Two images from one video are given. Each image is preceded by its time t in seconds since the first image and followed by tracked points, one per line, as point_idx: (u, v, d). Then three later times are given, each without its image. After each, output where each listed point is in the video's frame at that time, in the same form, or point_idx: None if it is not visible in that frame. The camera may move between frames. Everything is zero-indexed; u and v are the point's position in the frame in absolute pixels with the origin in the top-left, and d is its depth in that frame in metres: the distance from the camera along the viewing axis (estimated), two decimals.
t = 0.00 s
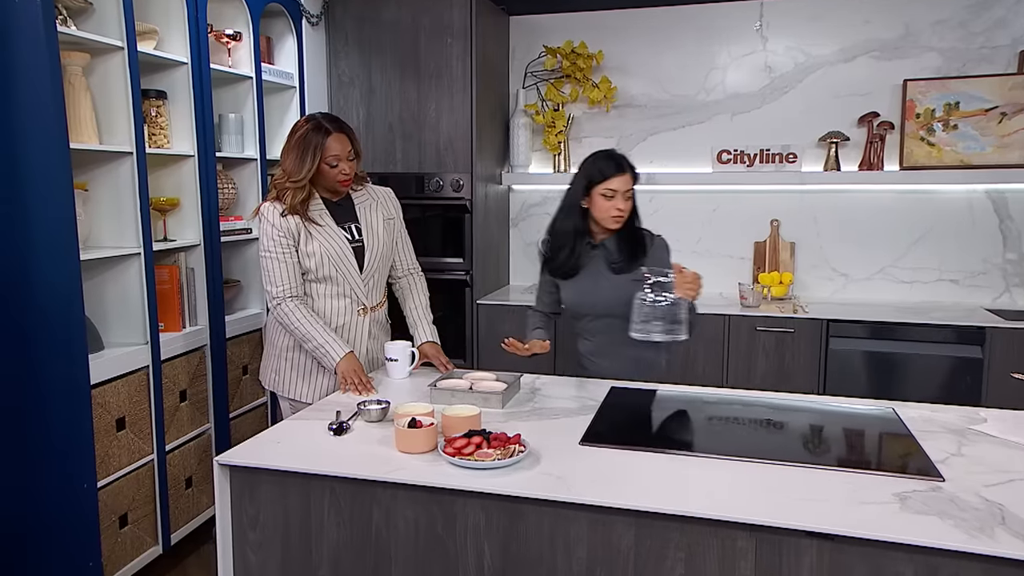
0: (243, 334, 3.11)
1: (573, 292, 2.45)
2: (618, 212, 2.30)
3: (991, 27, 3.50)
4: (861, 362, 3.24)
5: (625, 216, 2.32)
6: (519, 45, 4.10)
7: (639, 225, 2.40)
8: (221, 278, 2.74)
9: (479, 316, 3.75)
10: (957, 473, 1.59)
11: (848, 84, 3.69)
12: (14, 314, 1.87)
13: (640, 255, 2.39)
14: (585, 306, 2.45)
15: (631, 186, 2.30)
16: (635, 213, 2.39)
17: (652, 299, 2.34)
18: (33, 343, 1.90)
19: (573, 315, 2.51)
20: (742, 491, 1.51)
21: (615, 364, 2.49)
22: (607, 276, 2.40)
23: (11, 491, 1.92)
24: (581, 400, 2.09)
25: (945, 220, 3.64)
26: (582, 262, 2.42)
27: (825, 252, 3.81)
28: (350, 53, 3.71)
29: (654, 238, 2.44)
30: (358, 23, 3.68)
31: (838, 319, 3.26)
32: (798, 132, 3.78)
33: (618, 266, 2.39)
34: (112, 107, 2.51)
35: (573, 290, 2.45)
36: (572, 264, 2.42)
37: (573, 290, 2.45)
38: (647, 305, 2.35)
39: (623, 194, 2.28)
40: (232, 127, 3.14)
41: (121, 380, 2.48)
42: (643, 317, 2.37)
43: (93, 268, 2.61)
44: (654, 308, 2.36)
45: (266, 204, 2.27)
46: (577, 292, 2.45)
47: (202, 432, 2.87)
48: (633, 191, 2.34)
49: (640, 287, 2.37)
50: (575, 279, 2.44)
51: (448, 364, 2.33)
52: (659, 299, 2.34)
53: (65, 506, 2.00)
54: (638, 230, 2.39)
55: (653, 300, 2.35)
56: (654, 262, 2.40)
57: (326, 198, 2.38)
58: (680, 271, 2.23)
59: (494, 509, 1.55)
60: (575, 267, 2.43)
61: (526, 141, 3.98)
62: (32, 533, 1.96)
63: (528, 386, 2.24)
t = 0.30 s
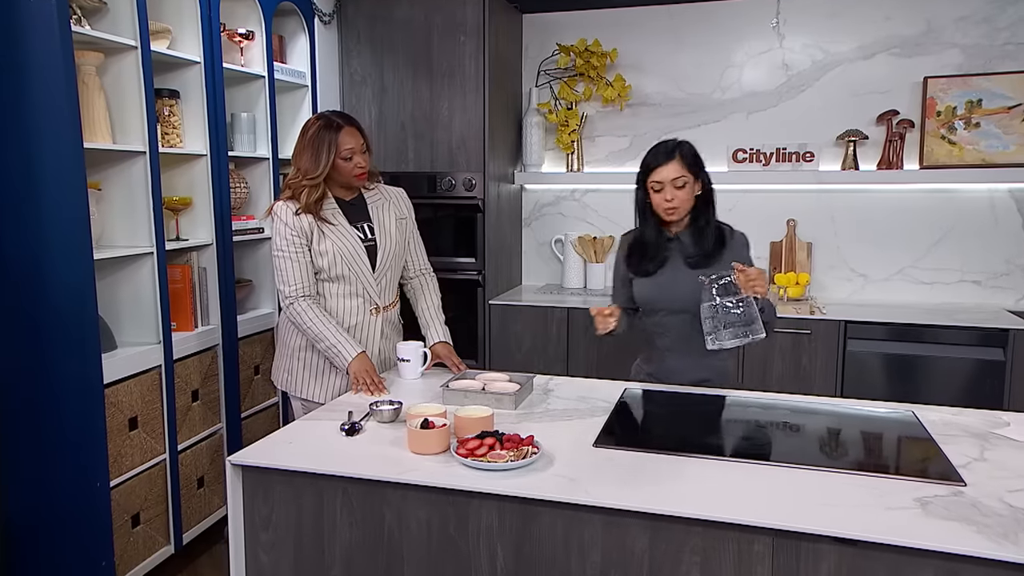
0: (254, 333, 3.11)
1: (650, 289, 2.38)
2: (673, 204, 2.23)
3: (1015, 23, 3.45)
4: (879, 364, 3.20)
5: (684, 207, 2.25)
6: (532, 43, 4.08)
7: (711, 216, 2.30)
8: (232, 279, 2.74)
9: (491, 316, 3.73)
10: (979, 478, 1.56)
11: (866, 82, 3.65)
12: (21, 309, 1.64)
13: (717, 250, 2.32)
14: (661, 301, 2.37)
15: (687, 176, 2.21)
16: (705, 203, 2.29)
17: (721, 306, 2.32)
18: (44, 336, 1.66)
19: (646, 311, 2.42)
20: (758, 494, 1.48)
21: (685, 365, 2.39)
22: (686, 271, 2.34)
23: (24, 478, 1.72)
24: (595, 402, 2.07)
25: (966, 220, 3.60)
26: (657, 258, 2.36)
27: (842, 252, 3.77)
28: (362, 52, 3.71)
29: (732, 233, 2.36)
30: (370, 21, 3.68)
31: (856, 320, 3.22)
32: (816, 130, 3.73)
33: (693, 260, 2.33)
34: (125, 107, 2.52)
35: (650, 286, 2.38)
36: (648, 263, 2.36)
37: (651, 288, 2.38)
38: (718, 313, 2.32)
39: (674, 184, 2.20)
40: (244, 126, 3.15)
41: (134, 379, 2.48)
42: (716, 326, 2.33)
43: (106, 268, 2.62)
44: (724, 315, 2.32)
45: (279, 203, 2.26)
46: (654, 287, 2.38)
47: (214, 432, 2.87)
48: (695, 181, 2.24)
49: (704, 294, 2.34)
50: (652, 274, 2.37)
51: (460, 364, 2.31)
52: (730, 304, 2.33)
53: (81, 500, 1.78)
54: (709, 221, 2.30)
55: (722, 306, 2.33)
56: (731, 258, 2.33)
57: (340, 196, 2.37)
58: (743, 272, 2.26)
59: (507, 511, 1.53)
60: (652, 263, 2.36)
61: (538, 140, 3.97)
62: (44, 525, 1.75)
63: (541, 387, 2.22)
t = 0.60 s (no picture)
0: (259, 333, 3.12)
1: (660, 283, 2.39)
2: (682, 200, 2.24)
3: (1021, 22, 3.44)
4: (885, 365, 3.19)
5: (695, 206, 2.24)
6: (537, 43, 4.08)
7: (731, 216, 2.27)
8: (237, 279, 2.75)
9: (495, 316, 3.73)
10: (985, 478, 1.55)
11: (871, 81, 3.64)
12: (24, 309, 1.19)
13: (732, 251, 2.28)
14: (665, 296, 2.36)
15: (699, 174, 2.21)
16: (725, 203, 2.27)
17: (688, 299, 1.98)
18: (49, 335, 1.20)
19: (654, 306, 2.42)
20: (762, 494, 1.48)
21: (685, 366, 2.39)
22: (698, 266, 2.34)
23: (30, 479, 1.24)
24: (599, 402, 2.07)
25: (971, 220, 3.59)
26: (674, 252, 2.38)
27: (847, 253, 3.76)
28: (366, 52, 3.71)
29: (756, 237, 2.30)
30: (374, 21, 3.68)
31: (861, 321, 3.22)
32: (821, 130, 3.72)
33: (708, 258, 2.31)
34: (130, 107, 2.52)
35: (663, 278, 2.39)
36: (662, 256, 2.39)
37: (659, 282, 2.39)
38: (683, 308, 1.99)
39: (684, 180, 2.21)
40: (249, 126, 3.16)
41: (139, 379, 2.49)
42: (678, 316, 2.00)
43: (111, 268, 2.63)
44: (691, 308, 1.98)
45: (285, 203, 2.26)
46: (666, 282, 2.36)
47: (219, 431, 2.88)
48: (710, 179, 2.23)
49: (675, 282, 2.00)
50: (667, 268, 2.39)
51: (464, 364, 2.32)
52: (699, 299, 1.97)
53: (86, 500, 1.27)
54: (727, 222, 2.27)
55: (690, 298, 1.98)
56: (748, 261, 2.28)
57: (346, 196, 2.38)
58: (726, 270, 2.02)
59: (512, 510, 1.53)
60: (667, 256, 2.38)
61: (543, 140, 3.97)
62: (52, 528, 1.28)
63: (545, 387, 2.22)
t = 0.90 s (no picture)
0: (259, 333, 3.12)
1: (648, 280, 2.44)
2: (663, 199, 2.30)
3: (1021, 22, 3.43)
4: (885, 365, 3.19)
5: (674, 206, 2.28)
6: (537, 43, 4.08)
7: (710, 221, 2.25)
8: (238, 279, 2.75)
9: (496, 316, 3.73)
10: (985, 479, 1.55)
11: (871, 81, 3.64)
12: (24, 309, 1.18)
13: (709, 255, 2.26)
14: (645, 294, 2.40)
15: (681, 176, 2.24)
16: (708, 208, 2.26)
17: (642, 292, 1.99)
18: (50, 335, 1.20)
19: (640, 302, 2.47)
20: (763, 494, 1.48)
21: (679, 360, 2.39)
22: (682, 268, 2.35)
23: (30, 479, 1.23)
24: (599, 402, 2.07)
25: (971, 220, 3.59)
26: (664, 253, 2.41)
27: (847, 253, 3.76)
28: (367, 52, 3.71)
29: (738, 245, 2.25)
30: (375, 21, 3.68)
31: (861, 321, 3.22)
32: (821, 130, 3.72)
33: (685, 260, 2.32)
34: (131, 107, 2.52)
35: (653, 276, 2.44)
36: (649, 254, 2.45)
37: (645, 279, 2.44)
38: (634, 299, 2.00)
39: (666, 180, 2.26)
40: (249, 126, 3.16)
41: (139, 379, 2.49)
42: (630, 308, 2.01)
43: (112, 267, 2.63)
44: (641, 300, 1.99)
45: (285, 203, 2.26)
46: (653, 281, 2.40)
47: (219, 431, 2.88)
48: (694, 182, 2.25)
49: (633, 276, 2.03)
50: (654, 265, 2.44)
51: (465, 364, 2.32)
52: (651, 292, 1.98)
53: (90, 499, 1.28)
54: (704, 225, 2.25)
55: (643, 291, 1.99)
56: (725, 265, 2.25)
57: (347, 196, 2.38)
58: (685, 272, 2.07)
59: (512, 510, 1.53)
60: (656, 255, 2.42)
61: (543, 140, 3.97)
62: (52, 528, 1.27)
63: (545, 386, 2.22)
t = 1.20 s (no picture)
0: (259, 333, 3.12)
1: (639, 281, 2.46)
2: (651, 203, 2.29)
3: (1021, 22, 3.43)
4: (886, 365, 3.19)
5: (661, 209, 2.28)
6: (537, 43, 4.08)
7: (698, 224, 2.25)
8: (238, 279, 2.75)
9: (496, 316, 3.73)
10: (985, 479, 1.55)
11: (871, 81, 3.64)
12: (23, 310, 1.06)
13: (698, 258, 2.27)
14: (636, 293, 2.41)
15: (668, 179, 2.23)
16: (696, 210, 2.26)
17: (625, 294, 1.99)
18: (49, 335, 1.08)
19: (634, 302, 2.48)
20: (763, 494, 1.48)
21: (676, 360, 2.40)
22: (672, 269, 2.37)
23: (30, 479, 1.12)
24: (599, 402, 2.07)
25: (971, 219, 3.59)
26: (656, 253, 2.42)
27: (847, 253, 3.76)
28: (367, 52, 3.71)
29: (726, 246, 2.25)
30: (375, 21, 3.68)
31: (862, 320, 3.22)
32: (822, 130, 3.72)
33: (675, 261, 2.34)
34: (131, 107, 2.52)
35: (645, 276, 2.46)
36: (641, 253, 2.47)
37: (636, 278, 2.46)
38: (619, 301, 1.99)
39: (654, 184, 2.25)
40: (249, 126, 3.16)
41: (139, 379, 2.49)
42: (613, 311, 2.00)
43: (112, 267, 2.63)
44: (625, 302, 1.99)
45: (285, 203, 2.26)
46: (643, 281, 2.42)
47: (219, 431, 2.88)
48: (681, 185, 2.24)
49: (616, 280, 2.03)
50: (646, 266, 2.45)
51: (464, 364, 2.32)
52: (637, 294, 1.98)
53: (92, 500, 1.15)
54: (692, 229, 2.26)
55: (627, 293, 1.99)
56: (714, 267, 2.25)
57: (347, 196, 2.38)
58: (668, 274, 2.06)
59: (512, 510, 1.53)
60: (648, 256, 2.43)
61: (543, 140, 3.97)
62: (52, 528, 1.16)
63: (545, 386, 2.22)
